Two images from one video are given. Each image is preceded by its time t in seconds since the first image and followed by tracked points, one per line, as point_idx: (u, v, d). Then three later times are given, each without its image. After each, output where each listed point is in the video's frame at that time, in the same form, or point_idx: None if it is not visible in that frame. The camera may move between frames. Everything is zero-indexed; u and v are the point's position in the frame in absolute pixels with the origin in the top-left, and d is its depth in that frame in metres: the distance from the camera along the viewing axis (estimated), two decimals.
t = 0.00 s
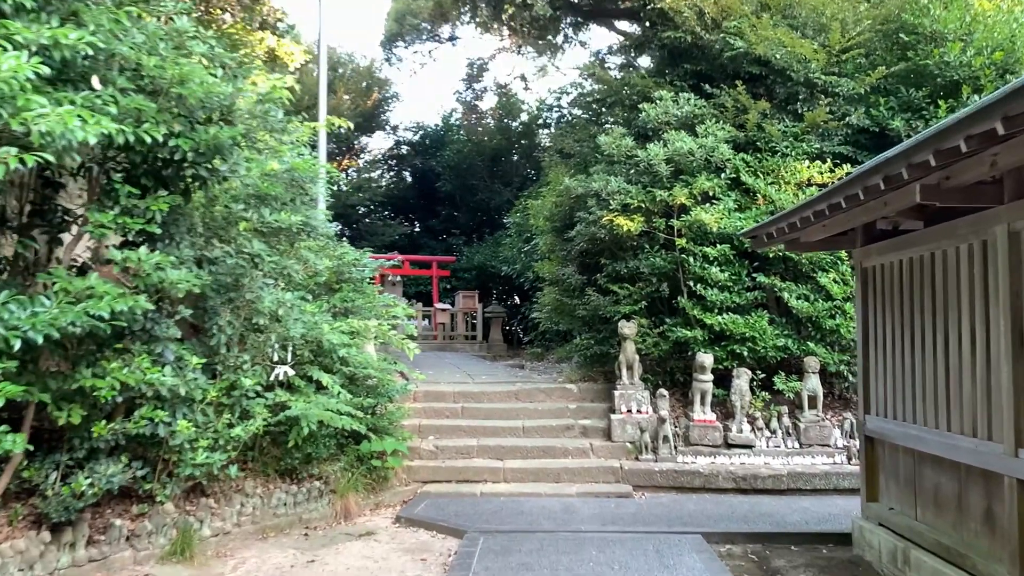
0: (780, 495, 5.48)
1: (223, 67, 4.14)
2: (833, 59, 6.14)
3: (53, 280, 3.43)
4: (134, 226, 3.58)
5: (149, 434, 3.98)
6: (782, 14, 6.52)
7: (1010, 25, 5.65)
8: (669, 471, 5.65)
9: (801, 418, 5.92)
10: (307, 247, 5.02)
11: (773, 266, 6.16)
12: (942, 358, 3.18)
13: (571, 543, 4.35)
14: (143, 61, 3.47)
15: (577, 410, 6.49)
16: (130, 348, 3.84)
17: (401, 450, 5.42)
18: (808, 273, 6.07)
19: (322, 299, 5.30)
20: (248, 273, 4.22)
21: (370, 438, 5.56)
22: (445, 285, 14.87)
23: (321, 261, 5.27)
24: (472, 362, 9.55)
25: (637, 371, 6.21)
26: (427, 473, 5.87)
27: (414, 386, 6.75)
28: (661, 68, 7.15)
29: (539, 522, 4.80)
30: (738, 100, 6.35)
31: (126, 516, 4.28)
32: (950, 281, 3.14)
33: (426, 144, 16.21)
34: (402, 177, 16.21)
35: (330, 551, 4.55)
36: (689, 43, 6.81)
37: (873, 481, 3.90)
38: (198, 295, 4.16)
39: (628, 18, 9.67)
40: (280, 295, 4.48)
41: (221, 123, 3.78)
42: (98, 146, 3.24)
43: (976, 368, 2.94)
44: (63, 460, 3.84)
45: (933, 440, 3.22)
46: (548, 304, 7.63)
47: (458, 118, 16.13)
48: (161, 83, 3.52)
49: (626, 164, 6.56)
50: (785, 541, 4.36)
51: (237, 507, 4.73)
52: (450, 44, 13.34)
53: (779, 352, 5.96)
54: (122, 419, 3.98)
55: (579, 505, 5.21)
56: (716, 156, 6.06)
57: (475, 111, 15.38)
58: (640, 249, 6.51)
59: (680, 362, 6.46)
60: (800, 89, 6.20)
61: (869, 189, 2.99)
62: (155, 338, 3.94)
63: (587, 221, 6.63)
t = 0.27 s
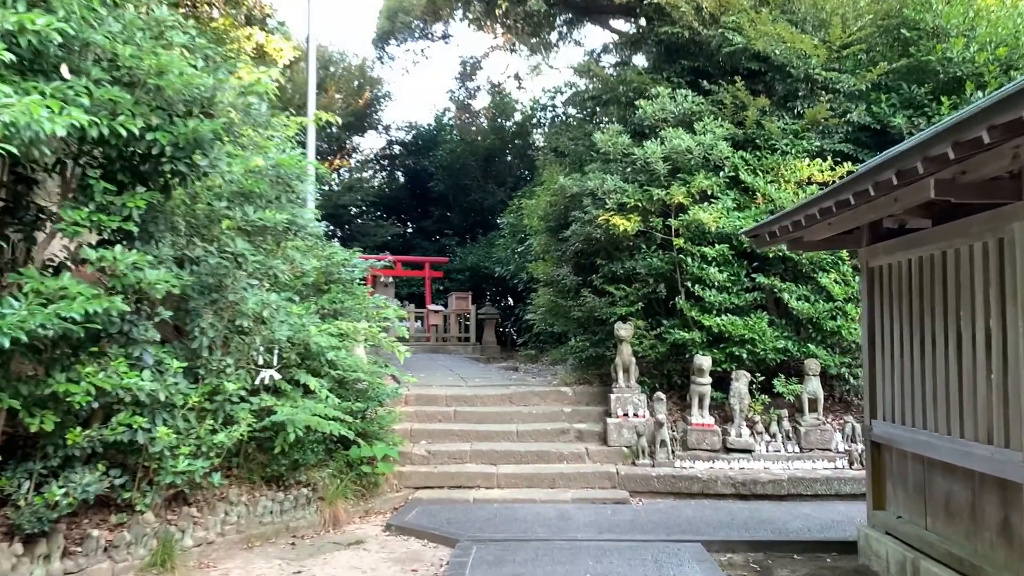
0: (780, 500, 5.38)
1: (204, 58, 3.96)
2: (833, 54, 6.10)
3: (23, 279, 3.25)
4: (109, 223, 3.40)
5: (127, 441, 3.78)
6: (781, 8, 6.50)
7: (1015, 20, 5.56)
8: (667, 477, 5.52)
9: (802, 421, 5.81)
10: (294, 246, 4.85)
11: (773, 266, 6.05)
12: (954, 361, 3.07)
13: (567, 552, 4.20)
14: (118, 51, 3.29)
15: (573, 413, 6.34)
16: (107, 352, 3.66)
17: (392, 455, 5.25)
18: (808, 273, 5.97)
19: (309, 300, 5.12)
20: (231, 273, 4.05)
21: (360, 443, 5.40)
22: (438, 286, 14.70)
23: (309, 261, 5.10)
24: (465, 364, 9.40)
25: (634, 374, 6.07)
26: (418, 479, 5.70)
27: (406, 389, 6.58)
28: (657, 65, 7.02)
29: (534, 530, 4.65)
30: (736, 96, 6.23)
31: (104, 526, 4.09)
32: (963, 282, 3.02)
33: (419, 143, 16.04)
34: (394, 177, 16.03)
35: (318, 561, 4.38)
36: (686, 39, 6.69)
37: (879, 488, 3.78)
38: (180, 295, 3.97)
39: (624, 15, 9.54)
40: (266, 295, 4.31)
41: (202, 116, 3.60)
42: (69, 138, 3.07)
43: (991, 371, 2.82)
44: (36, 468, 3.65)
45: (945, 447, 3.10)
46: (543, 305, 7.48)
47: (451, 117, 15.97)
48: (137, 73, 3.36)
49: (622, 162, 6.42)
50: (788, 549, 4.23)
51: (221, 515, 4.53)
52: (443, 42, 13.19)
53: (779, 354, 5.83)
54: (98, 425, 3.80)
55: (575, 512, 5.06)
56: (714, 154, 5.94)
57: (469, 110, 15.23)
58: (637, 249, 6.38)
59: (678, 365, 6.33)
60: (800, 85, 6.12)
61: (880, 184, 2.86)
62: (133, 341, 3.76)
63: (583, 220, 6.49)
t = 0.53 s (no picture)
0: (780, 502, 5.29)
1: (185, 43, 3.80)
2: (835, 46, 6.03)
3: None
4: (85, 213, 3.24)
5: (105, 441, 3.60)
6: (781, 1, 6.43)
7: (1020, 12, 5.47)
8: (665, 478, 5.40)
9: (802, 422, 5.71)
10: (281, 240, 4.69)
11: (773, 263, 5.93)
12: (968, 358, 2.95)
13: (563, 557, 4.06)
14: (93, 31, 3.13)
15: (568, 413, 6.20)
16: (83, 348, 3.50)
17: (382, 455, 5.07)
18: (808, 271, 5.88)
19: (298, 295, 4.96)
20: (215, 267, 3.88)
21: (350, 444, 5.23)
22: (432, 285, 14.54)
23: (297, 256, 4.94)
24: (459, 363, 9.25)
25: (631, 373, 5.94)
26: (410, 480, 5.54)
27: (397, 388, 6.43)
28: (655, 58, 6.89)
29: (529, 534, 4.50)
30: (735, 90, 6.10)
31: (82, 530, 3.92)
32: (977, 276, 2.91)
33: (413, 141, 15.88)
34: (389, 176, 15.87)
35: (305, 565, 4.21)
36: (684, 31, 6.57)
37: (886, 490, 3.66)
38: (162, 290, 3.81)
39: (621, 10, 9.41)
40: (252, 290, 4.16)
41: (183, 101, 3.44)
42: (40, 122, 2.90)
43: (1008, 368, 2.70)
44: (8, 470, 3.46)
45: (958, 448, 2.99)
46: (538, 303, 7.34)
47: (446, 115, 15.82)
48: (113, 55, 3.19)
49: (619, 156, 6.29)
50: (790, 552, 4.11)
51: (205, 518, 4.35)
52: (437, 37, 13.02)
53: (779, 353, 5.70)
54: (75, 424, 3.63)
55: (571, 515, 4.93)
56: (713, 148, 5.82)
57: (463, 108, 15.07)
58: (634, 246, 6.24)
59: (675, 364, 6.21)
60: (801, 79, 6.04)
61: (893, 172, 2.74)
62: (111, 337, 3.58)
63: (578, 216, 6.36)
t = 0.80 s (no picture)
0: (784, 511, 5.16)
1: (165, 30, 3.61)
2: (840, 42, 5.95)
3: None
4: (55, 209, 3.04)
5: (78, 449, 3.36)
6: None
7: None
8: (665, 486, 5.24)
9: (806, 428, 5.62)
10: (268, 238, 4.51)
11: (776, 265, 5.81)
12: (988, 365, 2.79)
13: (560, 569, 3.89)
14: (63, 16, 2.94)
15: (564, 419, 6.05)
16: (54, 351, 3.29)
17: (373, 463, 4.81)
18: (813, 272, 5.79)
19: (284, 296, 4.73)
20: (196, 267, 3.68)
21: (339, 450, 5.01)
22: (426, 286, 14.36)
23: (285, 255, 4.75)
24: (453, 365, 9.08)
25: (630, 378, 5.78)
26: (402, 487, 5.34)
27: (389, 391, 6.24)
28: (654, 55, 6.74)
29: (524, 545, 4.32)
30: (739, 86, 5.98)
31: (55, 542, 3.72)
32: (998, 278, 2.75)
33: (408, 141, 15.69)
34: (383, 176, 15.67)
35: None
36: (686, 26, 6.44)
37: (896, 501, 3.50)
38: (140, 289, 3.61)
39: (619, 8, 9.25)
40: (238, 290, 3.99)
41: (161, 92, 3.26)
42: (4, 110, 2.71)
43: None
44: None
45: (976, 459, 2.83)
46: (534, 305, 7.17)
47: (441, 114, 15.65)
48: (86, 42, 3.00)
49: (617, 155, 6.13)
50: (797, 566, 3.95)
51: (186, 529, 4.08)
52: (433, 36, 12.86)
53: (782, 357, 5.59)
54: (46, 431, 3.42)
55: (567, 524, 4.76)
56: (715, 146, 5.68)
57: (459, 107, 14.91)
58: (633, 246, 6.08)
59: (675, 368, 6.07)
60: (805, 75, 5.95)
61: (910, 168, 2.59)
62: (85, 340, 3.35)
63: (576, 216, 6.20)
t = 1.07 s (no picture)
0: (787, 517, 5.04)
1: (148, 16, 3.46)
2: (845, 36, 5.89)
3: None
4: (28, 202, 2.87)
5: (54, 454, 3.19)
6: None
7: None
8: (666, 491, 5.11)
9: (809, 431, 5.51)
10: (257, 235, 4.35)
11: (778, 265, 5.71)
12: (1008, 367, 2.66)
13: None
14: None
15: (562, 421, 5.90)
16: (29, 351, 3.12)
17: (366, 467, 4.61)
18: (816, 273, 5.72)
19: (274, 294, 4.55)
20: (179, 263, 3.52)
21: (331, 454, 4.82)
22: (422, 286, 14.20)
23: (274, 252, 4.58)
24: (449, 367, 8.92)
25: (629, 379, 5.65)
26: (396, 492, 5.15)
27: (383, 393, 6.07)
28: (654, 50, 6.62)
29: (521, 552, 4.17)
30: (741, 81, 5.86)
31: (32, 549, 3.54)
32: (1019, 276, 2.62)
33: (404, 141, 15.53)
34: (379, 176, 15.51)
35: None
36: (687, 20, 6.31)
37: (909, 508, 3.38)
38: (120, 286, 3.44)
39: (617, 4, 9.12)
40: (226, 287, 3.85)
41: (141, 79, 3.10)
42: None
43: None
44: None
45: (996, 466, 2.70)
46: (531, 305, 7.03)
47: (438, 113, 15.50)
48: (60, 26, 2.83)
49: (617, 151, 5.99)
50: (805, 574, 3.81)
51: (170, 536, 3.88)
52: (429, 33, 12.72)
53: (785, 359, 5.47)
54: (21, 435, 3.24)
55: (565, 530, 4.61)
56: (716, 142, 5.57)
57: (455, 106, 14.76)
58: (633, 245, 5.94)
59: (676, 369, 5.94)
60: (809, 71, 5.87)
61: (929, 159, 2.45)
62: (62, 339, 3.18)
63: (574, 214, 6.06)
